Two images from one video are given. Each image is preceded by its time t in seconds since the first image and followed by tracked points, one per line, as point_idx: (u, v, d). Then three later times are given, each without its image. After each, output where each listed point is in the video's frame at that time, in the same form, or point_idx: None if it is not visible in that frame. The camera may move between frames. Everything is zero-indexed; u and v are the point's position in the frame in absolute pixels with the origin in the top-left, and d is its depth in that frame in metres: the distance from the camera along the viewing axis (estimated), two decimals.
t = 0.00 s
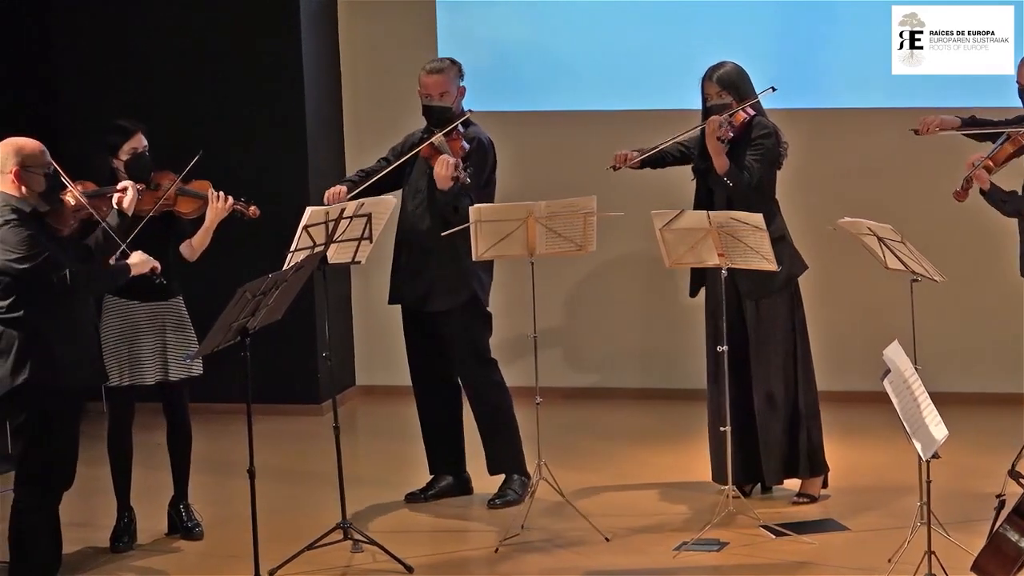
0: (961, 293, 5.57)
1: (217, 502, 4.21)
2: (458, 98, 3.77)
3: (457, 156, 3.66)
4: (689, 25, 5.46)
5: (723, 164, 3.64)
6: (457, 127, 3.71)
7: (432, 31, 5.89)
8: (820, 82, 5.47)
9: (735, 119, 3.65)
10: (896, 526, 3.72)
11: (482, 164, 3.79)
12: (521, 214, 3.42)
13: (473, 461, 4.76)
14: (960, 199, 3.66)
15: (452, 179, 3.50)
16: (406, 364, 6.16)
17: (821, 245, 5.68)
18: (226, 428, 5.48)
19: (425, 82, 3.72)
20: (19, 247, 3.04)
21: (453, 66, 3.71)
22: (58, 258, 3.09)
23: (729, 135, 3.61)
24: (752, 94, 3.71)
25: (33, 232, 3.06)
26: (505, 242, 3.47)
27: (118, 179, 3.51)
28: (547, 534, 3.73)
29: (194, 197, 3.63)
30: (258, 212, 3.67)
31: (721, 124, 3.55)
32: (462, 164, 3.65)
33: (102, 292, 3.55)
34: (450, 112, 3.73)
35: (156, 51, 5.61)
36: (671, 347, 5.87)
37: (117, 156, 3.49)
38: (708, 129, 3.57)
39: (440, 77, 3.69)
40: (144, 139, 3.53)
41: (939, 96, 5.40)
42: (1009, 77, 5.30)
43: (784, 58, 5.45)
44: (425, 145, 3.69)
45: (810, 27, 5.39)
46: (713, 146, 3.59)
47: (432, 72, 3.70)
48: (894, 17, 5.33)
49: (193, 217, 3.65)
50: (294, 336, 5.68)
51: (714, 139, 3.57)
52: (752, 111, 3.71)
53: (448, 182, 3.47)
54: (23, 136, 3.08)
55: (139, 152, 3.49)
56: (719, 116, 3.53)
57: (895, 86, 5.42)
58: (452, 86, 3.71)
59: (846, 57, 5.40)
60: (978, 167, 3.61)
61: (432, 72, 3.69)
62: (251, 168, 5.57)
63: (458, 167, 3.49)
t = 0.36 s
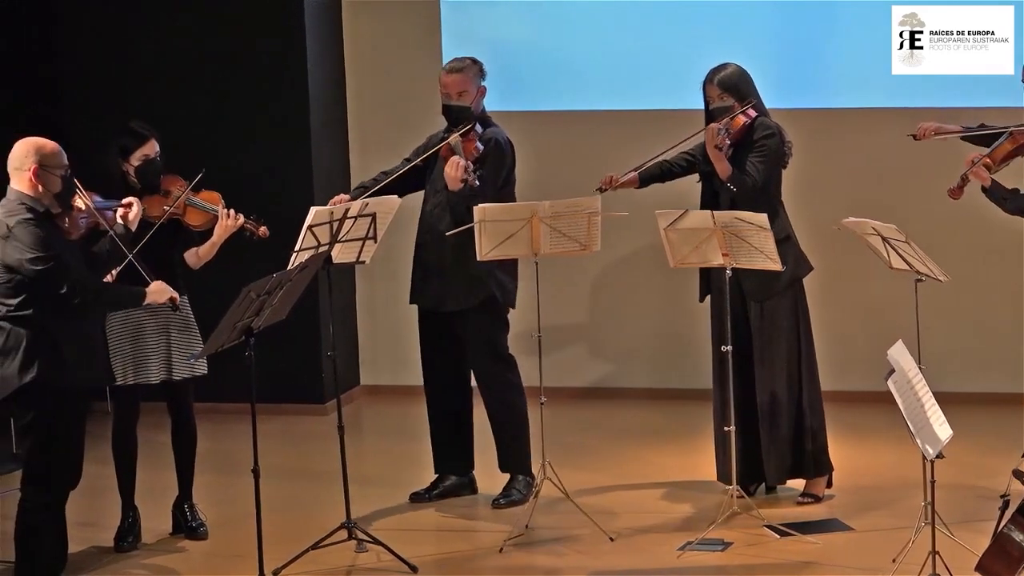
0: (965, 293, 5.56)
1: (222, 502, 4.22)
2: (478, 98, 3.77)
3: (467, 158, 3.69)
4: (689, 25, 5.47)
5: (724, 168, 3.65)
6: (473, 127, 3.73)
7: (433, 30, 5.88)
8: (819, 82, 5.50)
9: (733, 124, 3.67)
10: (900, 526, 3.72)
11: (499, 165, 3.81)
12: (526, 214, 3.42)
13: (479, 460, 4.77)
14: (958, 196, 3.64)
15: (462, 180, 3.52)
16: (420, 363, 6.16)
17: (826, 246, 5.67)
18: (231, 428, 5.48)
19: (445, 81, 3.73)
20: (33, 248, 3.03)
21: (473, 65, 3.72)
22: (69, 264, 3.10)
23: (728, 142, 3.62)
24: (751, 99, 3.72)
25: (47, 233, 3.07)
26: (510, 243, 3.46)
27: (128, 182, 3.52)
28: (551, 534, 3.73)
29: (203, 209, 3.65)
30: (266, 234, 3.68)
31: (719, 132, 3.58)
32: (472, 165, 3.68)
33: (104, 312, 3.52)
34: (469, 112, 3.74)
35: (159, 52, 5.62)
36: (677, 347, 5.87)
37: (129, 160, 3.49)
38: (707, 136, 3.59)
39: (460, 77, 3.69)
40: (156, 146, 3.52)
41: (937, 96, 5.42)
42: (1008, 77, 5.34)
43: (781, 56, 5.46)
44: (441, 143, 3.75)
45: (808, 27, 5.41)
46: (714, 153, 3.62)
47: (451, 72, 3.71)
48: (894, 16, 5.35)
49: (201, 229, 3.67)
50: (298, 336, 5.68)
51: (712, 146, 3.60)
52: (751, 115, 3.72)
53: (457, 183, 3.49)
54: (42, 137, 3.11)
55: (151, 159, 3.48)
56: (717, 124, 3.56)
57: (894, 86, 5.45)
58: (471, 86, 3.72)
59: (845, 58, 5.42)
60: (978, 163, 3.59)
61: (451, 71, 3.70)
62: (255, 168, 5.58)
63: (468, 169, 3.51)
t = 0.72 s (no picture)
0: (980, 293, 5.54)
1: (236, 501, 4.24)
2: (506, 102, 3.78)
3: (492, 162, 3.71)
4: (688, 26, 5.47)
5: (737, 167, 3.66)
6: (502, 131, 3.78)
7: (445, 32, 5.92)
8: (821, 83, 5.50)
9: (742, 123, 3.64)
10: (915, 526, 3.71)
11: (529, 169, 3.82)
12: (540, 215, 3.42)
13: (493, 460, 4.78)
14: (972, 186, 3.62)
15: (486, 184, 3.54)
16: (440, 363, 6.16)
17: (841, 245, 5.65)
18: (245, 428, 5.50)
19: (473, 86, 3.74)
20: (51, 243, 3.08)
21: (500, 69, 3.73)
22: (87, 254, 3.11)
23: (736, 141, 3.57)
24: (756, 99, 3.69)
25: (66, 225, 3.12)
26: (525, 242, 3.48)
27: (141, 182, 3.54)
28: (565, 534, 3.73)
29: (219, 205, 3.62)
30: (283, 226, 3.68)
31: (728, 130, 3.55)
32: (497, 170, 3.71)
33: (122, 302, 3.57)
34: (497, 116, 3.75)
35: (170, 54, 5.65)
36: (690, 347, 5.87)
37: (142, 160, 3.51)
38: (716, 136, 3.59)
39: (487, 82, 3.70)
40: (169, 143, 3.55)
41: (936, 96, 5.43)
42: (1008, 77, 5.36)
43: (788, 60, 5.47)
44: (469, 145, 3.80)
45: (808, 28, 5.41)
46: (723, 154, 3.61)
47: (479, 76, 3.72)
48: (894, 17, 5.35)
49: (219, 225, 3.65)
50: (313, 336, 5.70)
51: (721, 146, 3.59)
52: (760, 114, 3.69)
53: (481, 187, 3.52)
54: (49, 134, 3.18)
55: (164, 157, 3.51)
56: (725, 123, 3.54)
57: (895, 86, 5.45)
58: (499, 91, 3.73)
59: (846, 58, 5.42)
60: (995, 155, 3.57)
61: (479, 76, 3.71)
62: (268, 169, 5.61)
63: (492, 174, 3.53)
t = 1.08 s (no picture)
0: (994, 294, 5.51)
1: (248, 501, 4.26)
2: (537, 101, 3.79)
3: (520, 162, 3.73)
4: (689, 25, 5.45)
5: (750, 164, 3.65)
6: (530, 131, 3.77)
7: (453, 31, 5.93)
8: (819, 83, 5.47)
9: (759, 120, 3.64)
10: (928, 526, 3.70)
11: (556, 167, 3.84)
12: (553, 214, 3.43)
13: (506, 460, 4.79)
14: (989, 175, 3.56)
15: (512, 184, 3.54)
16: (464, 364, 6.17)
17: (856, 246, 5.63)
18: (259, 428, 5.52)
19: (505, 84, 3.76)
20: (50, 241, 3.10)
21: (534, 68, 3.75)
22: (85, 249, 3.11)
23: (754, 135, 3.57)
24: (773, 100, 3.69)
25: (67, 222, 3.15)
26: (538, 242, 3.48)
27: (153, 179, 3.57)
28: (577, 534, 3.74)
29: (232, 198, 3.66)
30: (298, 216, 3.71)
31: (746, 125, 3.54)
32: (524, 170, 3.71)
33: (140, 289, 3.58)
34: (527, 115, 3.76)
35: (180, 55, 5.68)
36: (703, 347, 5.87)
37: (153, 158, 3.55)
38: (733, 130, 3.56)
39: (519, 81, 3.72)
40: (179, 141, 3.57)
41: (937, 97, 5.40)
42: (1007, 77, 5.28)
43: (795, 61, 5.45)
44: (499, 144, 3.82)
45: (808, 27, 5.39)
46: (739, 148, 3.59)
47: (511, 75, 3.74)
48: (894, 17, 5.34)
49: (233, 218, 3.67)
50: (326, 335, 5.72)
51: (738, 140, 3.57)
52: (777, 113, 3.69)
53: (507, 187, 3.52)
54: (51, 131, 3.16)
55: (174, 154, 3.53)
56: (744, 118, 3.52)
57: (895, 86, 5.44)
58: (530, 90, 3.75)
59: (848, 58, 5.40)
60: (1012, 146, 3.51)
61: (512, 75, 3.73)
62: (280, 170, 5.63)
63: (519, 174, 3.55)
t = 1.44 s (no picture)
0: (1000, 294, 5.50)
1: (254, 500, 4.27)
2: (554, 104, 3.80)
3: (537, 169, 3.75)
4: (690, 25, 5.45)
5: (758, 163, 3.60)
6: (548, 135, 3.78)
7: (456, 31, 5.95)
8: (819, 84, 5.46)
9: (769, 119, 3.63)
10: (933, 526, 3.70)
11: (574, 167, 3.83)
12: (559, 214, 3.43)
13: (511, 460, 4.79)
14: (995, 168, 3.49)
15: (528, 192, 3.57)
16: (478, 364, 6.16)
17: (859, 246, 5.63)
18: (263, 428, 5.52)
19: (523, 87, 3.77)
20: (44, 244, 3.07)
21: (550, 70, 3.75)
22: (78, 254, 3.07)
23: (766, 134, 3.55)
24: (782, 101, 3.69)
25: (62, 226, 3.11)
26: (543, 241, 3.48)
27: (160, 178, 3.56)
28: (582, 534, 3.74)
29: (238, 196, 3.75)
30: (304, 212, 3.77)
31: (757, 123, 3.53)
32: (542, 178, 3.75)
33: (145, 289, 3.59)
34: (543, 119, 3.79)
35: (183, 55, 5.69)
36: (708, 347, 5.86)
37: (159, 157, 3.53)
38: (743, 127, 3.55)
39: (536, 84, 3.73)
40: (185, 139, 3.57)
41: (937, 96, 5.41)
42: (1008, 77, 5.28)
43: (798, 60, 5.44)
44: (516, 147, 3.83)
45: (807, 27, 5.38)
46: (748, 145, 3.55)
47: (529, 77, 3.75)
48: (894, 17, 5.34)
49: (238, 216, 3.77)
50: (332, 335, 5.73)
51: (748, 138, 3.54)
52: (787, 112, 3.69)
53: (524, 195, 3.54)
54: (54, 133, 3.14)
55: (180, 153, 3.53)
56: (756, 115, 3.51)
57: (895, 86, 5.44)
58: (547, 93, 3.75)
59: (848, 58, 5.39)
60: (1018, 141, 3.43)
61: (529, 78, 3.74)
62: (284, 170, 5.64)
63: (536, 182, 3.56)
